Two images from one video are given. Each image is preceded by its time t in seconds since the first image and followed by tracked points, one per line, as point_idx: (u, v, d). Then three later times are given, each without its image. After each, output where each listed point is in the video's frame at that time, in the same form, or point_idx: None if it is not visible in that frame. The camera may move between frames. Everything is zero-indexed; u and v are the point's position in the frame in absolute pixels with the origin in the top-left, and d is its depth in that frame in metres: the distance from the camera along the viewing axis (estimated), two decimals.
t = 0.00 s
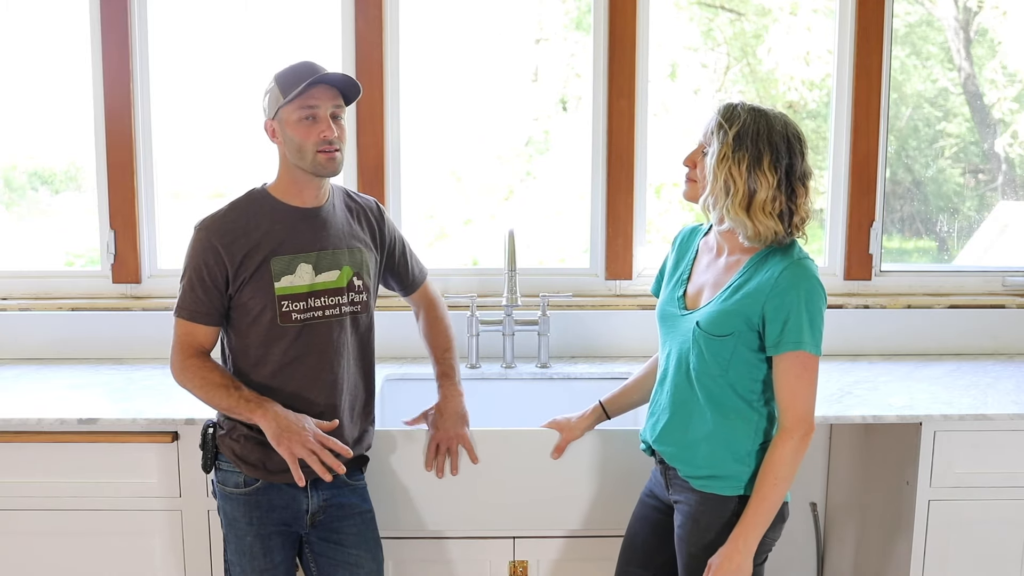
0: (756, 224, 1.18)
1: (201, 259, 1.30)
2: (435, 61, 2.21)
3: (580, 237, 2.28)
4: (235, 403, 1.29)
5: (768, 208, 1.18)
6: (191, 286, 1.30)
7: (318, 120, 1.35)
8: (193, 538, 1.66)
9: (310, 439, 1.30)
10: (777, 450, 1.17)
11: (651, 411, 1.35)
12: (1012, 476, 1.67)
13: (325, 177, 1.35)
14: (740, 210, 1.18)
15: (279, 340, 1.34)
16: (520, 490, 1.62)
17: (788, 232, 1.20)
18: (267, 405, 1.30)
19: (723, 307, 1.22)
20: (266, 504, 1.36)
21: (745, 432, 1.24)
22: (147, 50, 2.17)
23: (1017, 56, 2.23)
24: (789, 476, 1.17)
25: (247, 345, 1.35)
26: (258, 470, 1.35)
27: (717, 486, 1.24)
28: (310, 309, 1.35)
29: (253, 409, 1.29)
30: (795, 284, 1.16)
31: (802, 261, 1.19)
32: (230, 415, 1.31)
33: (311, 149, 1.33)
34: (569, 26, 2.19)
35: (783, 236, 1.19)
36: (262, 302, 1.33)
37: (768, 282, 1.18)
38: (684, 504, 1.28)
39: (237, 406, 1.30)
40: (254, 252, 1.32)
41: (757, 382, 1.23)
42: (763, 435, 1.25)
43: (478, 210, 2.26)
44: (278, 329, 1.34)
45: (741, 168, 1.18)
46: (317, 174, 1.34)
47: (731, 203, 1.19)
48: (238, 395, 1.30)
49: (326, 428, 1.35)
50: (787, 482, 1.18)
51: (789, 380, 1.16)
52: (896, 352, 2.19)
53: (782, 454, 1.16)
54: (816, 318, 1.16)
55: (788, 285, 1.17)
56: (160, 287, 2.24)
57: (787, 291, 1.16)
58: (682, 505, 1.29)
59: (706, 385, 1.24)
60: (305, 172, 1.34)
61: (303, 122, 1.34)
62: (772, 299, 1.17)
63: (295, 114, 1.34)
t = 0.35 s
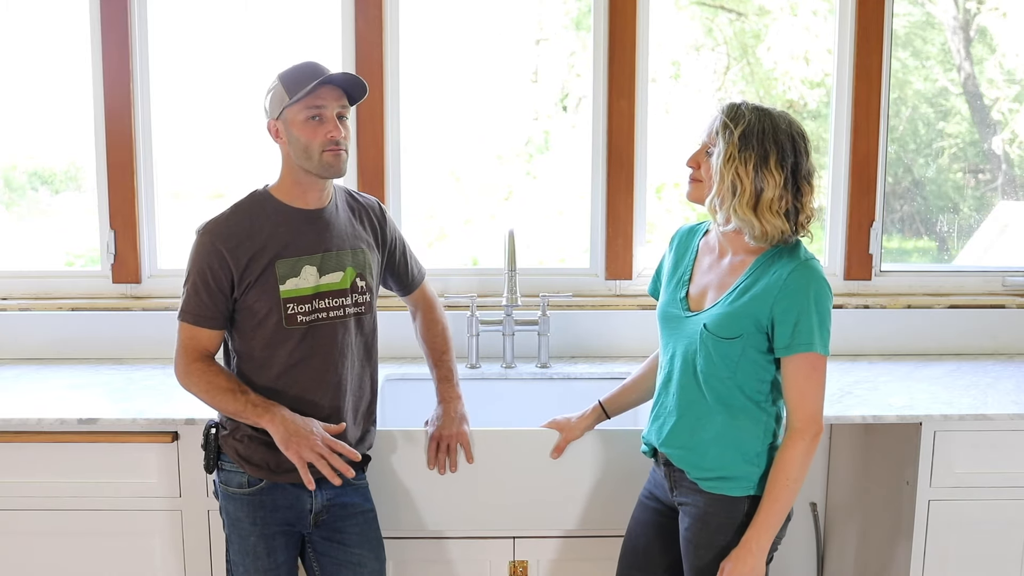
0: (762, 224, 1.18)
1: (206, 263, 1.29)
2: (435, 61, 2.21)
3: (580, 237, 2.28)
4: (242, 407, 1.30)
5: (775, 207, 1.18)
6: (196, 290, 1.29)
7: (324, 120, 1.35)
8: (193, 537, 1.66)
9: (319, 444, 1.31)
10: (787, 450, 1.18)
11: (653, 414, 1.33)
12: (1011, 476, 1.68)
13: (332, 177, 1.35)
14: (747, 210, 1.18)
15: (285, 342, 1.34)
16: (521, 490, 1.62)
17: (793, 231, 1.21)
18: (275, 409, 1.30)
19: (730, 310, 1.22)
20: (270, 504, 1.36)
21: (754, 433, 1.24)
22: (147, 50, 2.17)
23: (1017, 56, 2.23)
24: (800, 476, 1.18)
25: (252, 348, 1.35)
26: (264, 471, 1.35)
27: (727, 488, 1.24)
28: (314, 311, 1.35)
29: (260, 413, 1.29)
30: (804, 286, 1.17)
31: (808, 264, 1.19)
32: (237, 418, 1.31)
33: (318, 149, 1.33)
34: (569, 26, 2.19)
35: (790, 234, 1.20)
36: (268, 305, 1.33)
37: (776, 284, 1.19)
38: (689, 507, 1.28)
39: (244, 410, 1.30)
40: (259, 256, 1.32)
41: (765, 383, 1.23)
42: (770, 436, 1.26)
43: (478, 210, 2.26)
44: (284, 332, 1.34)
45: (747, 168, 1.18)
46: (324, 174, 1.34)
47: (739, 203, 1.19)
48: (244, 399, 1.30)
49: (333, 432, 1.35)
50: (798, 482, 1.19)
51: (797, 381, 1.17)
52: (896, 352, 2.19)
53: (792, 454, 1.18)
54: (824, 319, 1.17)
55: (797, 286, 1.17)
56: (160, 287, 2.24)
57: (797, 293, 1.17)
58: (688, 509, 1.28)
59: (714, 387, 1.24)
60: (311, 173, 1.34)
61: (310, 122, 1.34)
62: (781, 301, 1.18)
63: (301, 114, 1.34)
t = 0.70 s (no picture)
0: (768, 223, 1.18)
1: (207, 267, 1.29)
2: (435, 61, 2.21)
3: (580, 237, 2.28)
4: (248, 413, 1.30)
5: (782, 207, 1.18)
6: (197, 296, 1.29)
7: (337, 124, 1.36)
8: (193, 538, 1.66)
9: (326, 447, 1.31)
10: (793, 452, 1.19)
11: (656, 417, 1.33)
12: (1011, 476, 1.68)
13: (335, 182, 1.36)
14: (754, 208, 1.18)
15: (287, 344, 1.34)
16: (521, 490, 1.62)
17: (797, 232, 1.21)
18: (280, 413, 1.30)
19: (735, 312, 1.22)
20: (274, 504, 1.36)
21: (761, 434, 1.25)
22: (147, 50, 2.16)
23: (1017, 55, 2.23)
24: (806, 477, 1.19)
25: (254, 351, 1.34)
26: (269, 475, 1.36)
27: (735, 488, 1.25)
28: (318, 312, 1.35)
29: (266, 418, 1.29)
30: (810, 288, 1.18)
31: (813, 265, 1.20)
32: (243, 424, 1.31)
33: (327, 153, 1.34)
34: (569, 26, 2.19)
35: (794, 235, 1.20)
36: (271, 308, 1.33)
37: (781, 285, 1.19)
38: (693, 509, 1.28)
39: (250, 416, 1.30)
40: (262, 260, 1.32)
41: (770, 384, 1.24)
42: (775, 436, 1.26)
43: (477, 210, 2.26)
44: (286, 334, 1.34)
45: (756, 166, 1.18)
46: (327, 178, 1.35)
47: (746, 200, 1.18)
48: (249, 404, 1.30)
49: (340, 434, 1.35)
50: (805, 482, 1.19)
51: (803, 382, 1.18)
52: (896, 352, 2.19)
53: (798, 455, 1.18)
54: (830, 320, 1.18)
55: (803, 288, 1.18)
56: (160, 287, 2.24)
57: (803, 295, 1.18)
58: (693, 510, 1.28)
59: (720, 388, 1.24)
60: (314, 174, 1.34)
61: (322, 123, 1.34)
62: (788, 303, 1.18)
63: (314, 114, 1.34)
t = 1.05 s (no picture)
0: (774, 221, 1.18)
1: (209, 268, 1.28)
2: (436, 61, 2.21)
3: (580, 237, 2.28)
4: (251, 414, 1.29)
5: (788, 204, 1.18)
6: (199, 296, 1.28)
7: (350, 132, 1.36)
8: (193, 537, 1.66)
9: (328, 451, 1.32)
10: (795, 454, 1.19)
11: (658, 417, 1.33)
12: (1011, 476, 1.68)
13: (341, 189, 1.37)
14: (760, 207, 1.18)
15: (290, 345, 1.34)
16: (522, 490, 1.62)
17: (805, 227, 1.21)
18: (283, 416, 1.30)
19: (738, 314, 1.22)
20: (275, 504, 1.36)
21: (763, 435, 1.25)
22: (147, 50, 2.16)
23: (1017, 55, 2.23)
24: (808, 479, 1.19)
25: (256, 351, 1.34)
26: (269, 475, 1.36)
27: (736, 489, 1.25)
28: (320, 312, 1.35)
29: (269, 421, 1.29)
30: (813, 290, 1.18)
31: (816, 266, 1.20)
32: (244, 425, 1.31)
33: (337, 160, 1.34)
34: (569, 26, 2.19)
35: (803, 229, 1.20)
36: (274, 309, 1.33)
37: (784, 287, 1.19)
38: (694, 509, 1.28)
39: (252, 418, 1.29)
40: (265, 260, 1.31)
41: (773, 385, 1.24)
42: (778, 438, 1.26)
43: (477, 210, 2.26)
44: (289, 335, 1.34)
45: (758, 166, 1.18)
46: (335, 185, 1.35)
47: (751, 199, 1.18)
48: (252, 405, 1.30)
49: (342, 437, 1.36)
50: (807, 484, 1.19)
51: (805, 384, 1.18)
52: (896, 352, 2.19)
53: (800, 458, 1.18)
54: (833, 322, 1.18)
55: (806, 290, 1.18)
56: (160, 287, 2.24)
57: (807, 297, 1.18)
58: (693, 511, 1.28)
59: (722, 389, 1.24)
60: (321, 179, 1.35)
61: (336, 131, 1.35)
62: (791, 305, 1.18)
63: (331, 121, 1.34)
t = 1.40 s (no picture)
0: (771, 214, 1.18)
1: (211, 268, 1.28)
2: (435, 61, 2.21)
3: (580, 237, 2.28)
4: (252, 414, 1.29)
5: (785, 198, 1.18)
6: (202, 296, 1.28)
7: (352, 132, 1.36)
8: (193, 537, 1.66)
9: (332, 451, 1.32)
10: (796, 454, 1.19)
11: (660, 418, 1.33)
12: (1011, 475, 1.68)
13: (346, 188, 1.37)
14: (756, 199, 1.18)
15: (292, 344, 1.34)
16: (521, 490, 1.62)
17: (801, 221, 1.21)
18: (286, 417, 1.30)
19: (739, 314, 1.22)
20: (276, 504, 1.36)
21: (765, 436, 1.25)
22: (147, 50, 2.16)
23: (1017, 55, 2.23)
24: (809, 480, 1.19)
25: (258, 350, 1.34)
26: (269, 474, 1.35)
27: (738, 490, 1.25)
28: (322, 311, 1.35)
29: (272, 421, 1.29)
30: (813, 290, 1.18)
31: (815, 265, 1.20)
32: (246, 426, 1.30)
33: (339, 158, 1.34)
34: (569, 27, 2.19)
35: (798, 224, 1.20)
36: (276, 309, 1.33)
37: (783, 287, 1.19)
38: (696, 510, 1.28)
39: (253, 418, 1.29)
40: (267, 260, 1.31)
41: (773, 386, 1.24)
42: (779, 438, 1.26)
43: (477, 210, 2.26)
44: (291, 334, 1.34)
45: (756, 158, 1.18)
46: (339, 183, 1.35)
47: (749, 191, 1.18)
48: (253, 406, 1.30)
49: (344, 438, 1.36)
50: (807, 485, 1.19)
51: (806, 384, 1.18)
52: (896, 352, 2.19)
53: (801, 458, 1.18)
54: (833, 321, 1.18)
55: (806, 290, 1.18)
56: (160, 287, 2.24)
57: (806, 297, 1.18)
58: (695, 512, 1.28)
59: (723, 390, 1.24)
60: (325, 179, 1.35)
61: (338, 131, 1.35)
62: (790, 305, 1.18)
63: (332, 121, 1.34)
